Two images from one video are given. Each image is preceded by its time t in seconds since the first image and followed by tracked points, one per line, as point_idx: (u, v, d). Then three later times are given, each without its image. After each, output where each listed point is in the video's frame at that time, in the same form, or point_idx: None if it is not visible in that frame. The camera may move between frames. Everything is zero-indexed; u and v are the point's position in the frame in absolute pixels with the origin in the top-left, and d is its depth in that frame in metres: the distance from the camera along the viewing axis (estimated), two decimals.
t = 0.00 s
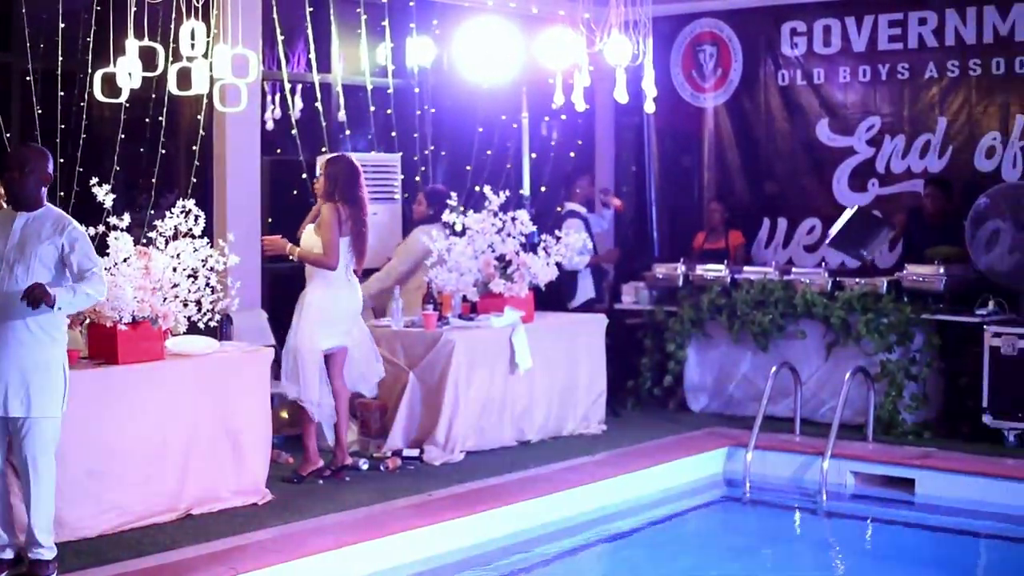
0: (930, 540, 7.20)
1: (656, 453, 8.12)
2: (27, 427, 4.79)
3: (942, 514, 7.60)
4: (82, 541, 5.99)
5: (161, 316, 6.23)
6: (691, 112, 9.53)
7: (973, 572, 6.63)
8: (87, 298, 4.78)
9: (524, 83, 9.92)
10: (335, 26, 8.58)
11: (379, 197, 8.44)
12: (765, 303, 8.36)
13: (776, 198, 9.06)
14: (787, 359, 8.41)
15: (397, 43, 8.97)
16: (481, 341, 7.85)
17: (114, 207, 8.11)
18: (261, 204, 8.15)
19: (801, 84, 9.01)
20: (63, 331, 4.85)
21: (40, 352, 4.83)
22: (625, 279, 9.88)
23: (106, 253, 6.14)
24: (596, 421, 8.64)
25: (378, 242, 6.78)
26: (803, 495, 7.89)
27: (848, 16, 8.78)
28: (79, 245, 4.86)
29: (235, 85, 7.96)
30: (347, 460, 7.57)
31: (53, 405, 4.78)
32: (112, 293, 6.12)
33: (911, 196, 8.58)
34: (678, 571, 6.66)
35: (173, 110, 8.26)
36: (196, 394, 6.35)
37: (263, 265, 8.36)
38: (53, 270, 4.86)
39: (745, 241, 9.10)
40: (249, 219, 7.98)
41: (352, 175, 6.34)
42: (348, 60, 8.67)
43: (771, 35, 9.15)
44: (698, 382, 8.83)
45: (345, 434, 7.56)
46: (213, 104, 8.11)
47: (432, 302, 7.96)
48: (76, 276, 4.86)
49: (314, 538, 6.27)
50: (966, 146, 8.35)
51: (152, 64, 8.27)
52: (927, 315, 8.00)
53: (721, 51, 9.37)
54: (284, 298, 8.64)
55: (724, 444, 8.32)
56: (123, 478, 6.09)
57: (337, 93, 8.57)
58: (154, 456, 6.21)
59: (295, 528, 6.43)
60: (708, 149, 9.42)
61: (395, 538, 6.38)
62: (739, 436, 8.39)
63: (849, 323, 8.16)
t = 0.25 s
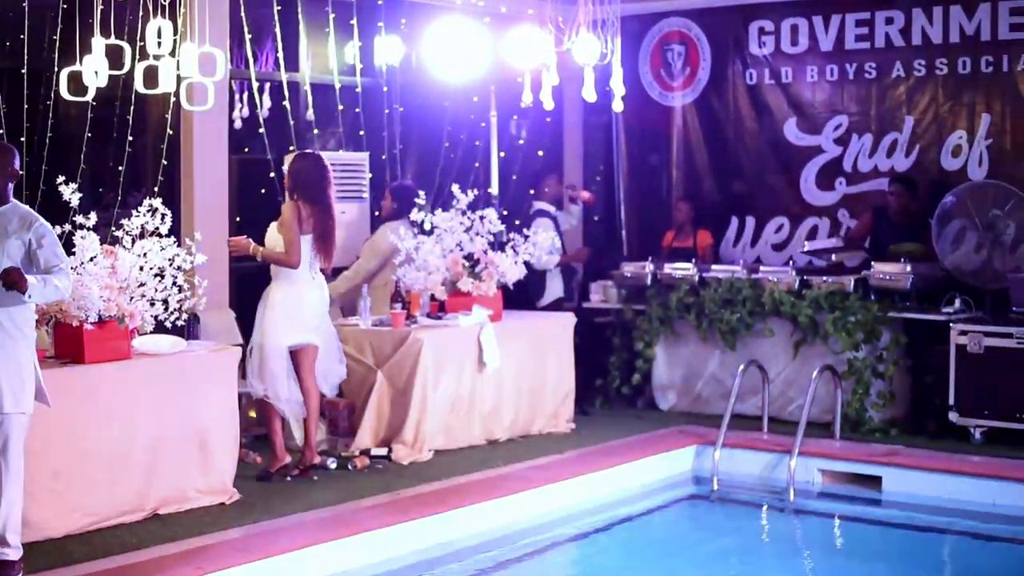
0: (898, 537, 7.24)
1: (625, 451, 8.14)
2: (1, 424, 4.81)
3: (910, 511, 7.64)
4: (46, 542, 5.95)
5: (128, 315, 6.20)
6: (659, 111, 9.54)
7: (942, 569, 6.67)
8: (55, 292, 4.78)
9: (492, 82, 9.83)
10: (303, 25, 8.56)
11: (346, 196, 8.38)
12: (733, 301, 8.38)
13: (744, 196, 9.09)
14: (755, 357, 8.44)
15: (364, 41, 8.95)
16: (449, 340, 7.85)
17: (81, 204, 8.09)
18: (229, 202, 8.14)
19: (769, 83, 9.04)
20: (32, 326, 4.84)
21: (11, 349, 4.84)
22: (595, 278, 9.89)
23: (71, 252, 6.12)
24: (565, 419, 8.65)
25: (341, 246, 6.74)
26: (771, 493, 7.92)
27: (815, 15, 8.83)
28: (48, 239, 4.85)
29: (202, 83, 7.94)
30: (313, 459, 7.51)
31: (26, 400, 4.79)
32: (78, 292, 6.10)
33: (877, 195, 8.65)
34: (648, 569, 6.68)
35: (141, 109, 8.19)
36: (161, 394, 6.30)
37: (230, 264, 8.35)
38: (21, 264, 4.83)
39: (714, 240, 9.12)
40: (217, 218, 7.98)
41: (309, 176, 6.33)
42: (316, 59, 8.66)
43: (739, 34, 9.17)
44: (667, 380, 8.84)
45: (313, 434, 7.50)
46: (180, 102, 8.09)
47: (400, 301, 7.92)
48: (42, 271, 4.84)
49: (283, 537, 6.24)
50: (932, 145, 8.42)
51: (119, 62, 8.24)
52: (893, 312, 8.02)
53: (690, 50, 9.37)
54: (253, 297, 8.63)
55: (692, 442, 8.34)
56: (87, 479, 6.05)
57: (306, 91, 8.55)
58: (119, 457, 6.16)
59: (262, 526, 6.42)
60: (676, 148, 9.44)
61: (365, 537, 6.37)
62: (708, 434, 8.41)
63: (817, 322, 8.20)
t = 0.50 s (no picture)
0: (862, 536, 7.26)
1: (590, 451, 8.16)
2: None
3: (873, 510, 7.68)
4: (7, 544, 5.89)
5: (91, 317, 6.17)
6: (624, 112, 9.56)
7: (905, 568, 6.70)
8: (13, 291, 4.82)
9: (457, 82, 9.75)
10: (267, 26, 8.54)
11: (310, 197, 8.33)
12: (698, 302, 8.41)
13: (709, 197, 9.12)
14: (719, 357, 8.46)
15: (330, 42, 8.93)
16: (413, 340, 7.85)
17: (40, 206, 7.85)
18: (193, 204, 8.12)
19: (732, 84, 9.08)
20: None
21: None
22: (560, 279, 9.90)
23: (34, 253, 6.07)
24: (530, 420, 8.66)
25: (295, 252, 6.72)
26: (735, 492, 7.95)
27: (779, 17, 8.89)
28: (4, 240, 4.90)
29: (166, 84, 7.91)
30: (278, 459, 7.51)
31: None
32: (40, 294, 6.06)
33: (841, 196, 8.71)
34: (612, 569, 6.69)
35: (104, 111, 8.07)
36: (125, 395, 6.24)
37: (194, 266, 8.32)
38: None
39: (678, 241, 9.15)
40: (181, 219, 7.96)
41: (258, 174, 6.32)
42: (280, 60, 8.64)
43: (703, 36, 9.21)
44: (631, 380, 8.86)
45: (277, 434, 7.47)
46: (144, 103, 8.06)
47: (365, 302, 7.92)
48: None
49: (247, 538, 6.21)
50: (895, 146, 8.51)
51: (81, 62, 8.18)
52: (856, 313, 8.05)
53: (654, 51, 9.40)
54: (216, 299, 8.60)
55: (657, 442, 8.36)
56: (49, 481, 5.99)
57: (270, 92, 8.54)
58: (82, 458, 6.11)
59: (226, 526, 6.40)
60: (641, 149, 9.46)
61: (330, 538, 6.35)
62: (672, 434, 8.44)
63: (781, 322, 8.22)
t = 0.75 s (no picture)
0: (827, 535, 7.29)
1: (554, 451, 8.17)
2: None
3: (836, 509, 7.71)
4: None
5: (52, 318, 6.15)
6: (588, 113, 9.58)
7: (867, 566, 6.73)
8: None
9: (421, 82, 9.78)
10: (230, 26, 8.53)
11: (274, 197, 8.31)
12: (661, 302, 8.42)
13: (673, 197, 9.15)
14: (682, 357, 8.48)
15: (292, 42, 8.93)
16: (376, 340, 7.84)
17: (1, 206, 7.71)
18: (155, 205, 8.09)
19: (695, 84, 9.11)
20: None
21: None
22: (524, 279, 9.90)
23: None
24: (494, 420, 8.67)
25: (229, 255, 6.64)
26: (698, 492, 7.96)
27: (741, 17, 8.93)
28: None
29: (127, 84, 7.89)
30: (236, 458, 7.52)
31: None
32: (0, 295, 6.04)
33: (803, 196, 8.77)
34: (578, 568, 6.70)
35: (64, 112, 7.99)
36: (86, 397, 6.20)
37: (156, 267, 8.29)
38: None
39: (642, 241, 9.18)
40: (142, 220, 7.94)
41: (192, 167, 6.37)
42: (242, 60, 8.62)
43: (666, 36, 9.24)
44: (595, 380, 8.87)
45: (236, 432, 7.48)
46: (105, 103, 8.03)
47: (327, 303, 7.95)
48: None
49: (210, 538, 6.18)
50: (857, 146, 8.57)
51: (41, 61, 8.14)
52: (819, 312, 8.08)
53: (617, 51, 9.42)
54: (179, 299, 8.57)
55: (620, 442, 8.37)
56: (9, 484, 5.95)
57: (232, 92, 8.51)
58: (43, 461, 6.06)
59: (186, 527, 6.38)
60: (604, 149, 9.49)
61: (295, 538, 6.33)
62: (635, 433, 8.46)
63: (744, 322, 8.24)
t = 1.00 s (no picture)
0: (791, 534, 7.31)
1: (519, 450, 8.17)
2: None
3: (800, 508, 7.73)
4: None
5: (14, 319, 6.12)
6: (553, 112, 9.60)
7: (831, 565, 6.75)
8: None
9: (384, 81, 9.71)
10: (193, 25, 8.51)
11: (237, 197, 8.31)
12: (625, 301, 8.43)
13: (636, 197, 9.18)
14: (646, 356, 8.49)
15: (256, 42, 8.91)
16: (340, 340, 7.84)
17: None
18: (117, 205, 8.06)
19: (659, 84, 9.14)
20: None
21: None
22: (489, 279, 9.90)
23: None
24: (458, 420, 8.67)
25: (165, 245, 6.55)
26: (662, 491, 7.98)
27: (706, 18, 8.96)
28: None
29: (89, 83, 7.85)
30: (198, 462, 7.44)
31: None
32: None
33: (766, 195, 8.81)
34: (542, 568, 6.70)
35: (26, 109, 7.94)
36: (45, 398, 6.16)
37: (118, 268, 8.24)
38: None
39: (607, 240, 9.19)
40: (105, 220, 7.90)
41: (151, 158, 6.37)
42: (206, 59, 8.60)
43: (630, 37, 9.26)
44: (560, 380, 8.88)
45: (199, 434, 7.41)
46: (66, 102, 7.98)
47: (291, 303, 7.95)
48: None
49: (171, 540, 6.15)
50: (820, 146, 8.62)
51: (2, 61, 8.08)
52: (782, 311, 8.09)
53: (582, 51, 9.44)
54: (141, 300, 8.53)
55: (585, 442, 8.38)
56: None
57: (196, 91, 8.49)
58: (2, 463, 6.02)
59: (149, 528, 6.35)
60: (569, 149, 9.51)
61: (257, 540, 6.30)
62: (599, 433, 8.47)
63: (708, 322, 8.27)
